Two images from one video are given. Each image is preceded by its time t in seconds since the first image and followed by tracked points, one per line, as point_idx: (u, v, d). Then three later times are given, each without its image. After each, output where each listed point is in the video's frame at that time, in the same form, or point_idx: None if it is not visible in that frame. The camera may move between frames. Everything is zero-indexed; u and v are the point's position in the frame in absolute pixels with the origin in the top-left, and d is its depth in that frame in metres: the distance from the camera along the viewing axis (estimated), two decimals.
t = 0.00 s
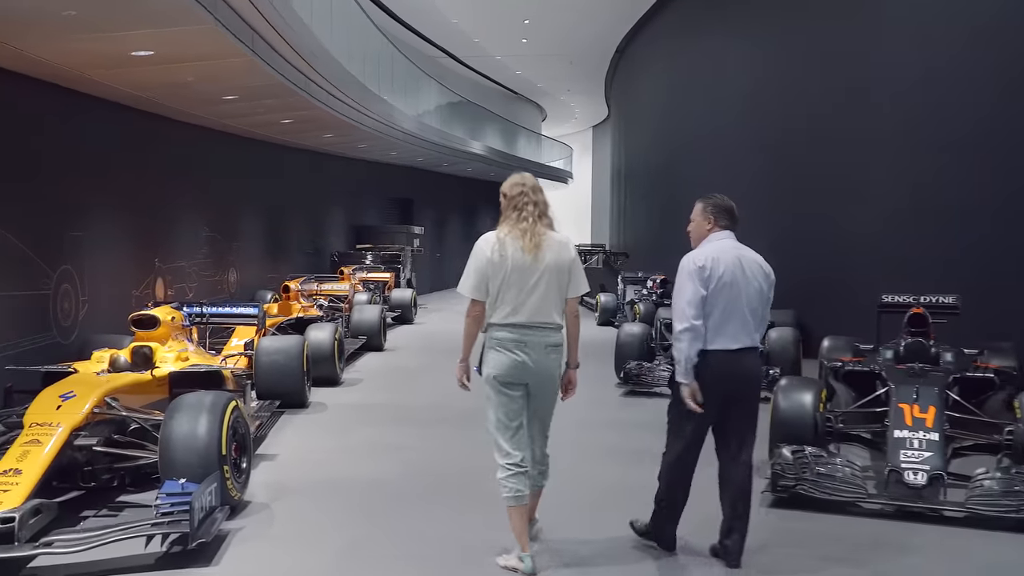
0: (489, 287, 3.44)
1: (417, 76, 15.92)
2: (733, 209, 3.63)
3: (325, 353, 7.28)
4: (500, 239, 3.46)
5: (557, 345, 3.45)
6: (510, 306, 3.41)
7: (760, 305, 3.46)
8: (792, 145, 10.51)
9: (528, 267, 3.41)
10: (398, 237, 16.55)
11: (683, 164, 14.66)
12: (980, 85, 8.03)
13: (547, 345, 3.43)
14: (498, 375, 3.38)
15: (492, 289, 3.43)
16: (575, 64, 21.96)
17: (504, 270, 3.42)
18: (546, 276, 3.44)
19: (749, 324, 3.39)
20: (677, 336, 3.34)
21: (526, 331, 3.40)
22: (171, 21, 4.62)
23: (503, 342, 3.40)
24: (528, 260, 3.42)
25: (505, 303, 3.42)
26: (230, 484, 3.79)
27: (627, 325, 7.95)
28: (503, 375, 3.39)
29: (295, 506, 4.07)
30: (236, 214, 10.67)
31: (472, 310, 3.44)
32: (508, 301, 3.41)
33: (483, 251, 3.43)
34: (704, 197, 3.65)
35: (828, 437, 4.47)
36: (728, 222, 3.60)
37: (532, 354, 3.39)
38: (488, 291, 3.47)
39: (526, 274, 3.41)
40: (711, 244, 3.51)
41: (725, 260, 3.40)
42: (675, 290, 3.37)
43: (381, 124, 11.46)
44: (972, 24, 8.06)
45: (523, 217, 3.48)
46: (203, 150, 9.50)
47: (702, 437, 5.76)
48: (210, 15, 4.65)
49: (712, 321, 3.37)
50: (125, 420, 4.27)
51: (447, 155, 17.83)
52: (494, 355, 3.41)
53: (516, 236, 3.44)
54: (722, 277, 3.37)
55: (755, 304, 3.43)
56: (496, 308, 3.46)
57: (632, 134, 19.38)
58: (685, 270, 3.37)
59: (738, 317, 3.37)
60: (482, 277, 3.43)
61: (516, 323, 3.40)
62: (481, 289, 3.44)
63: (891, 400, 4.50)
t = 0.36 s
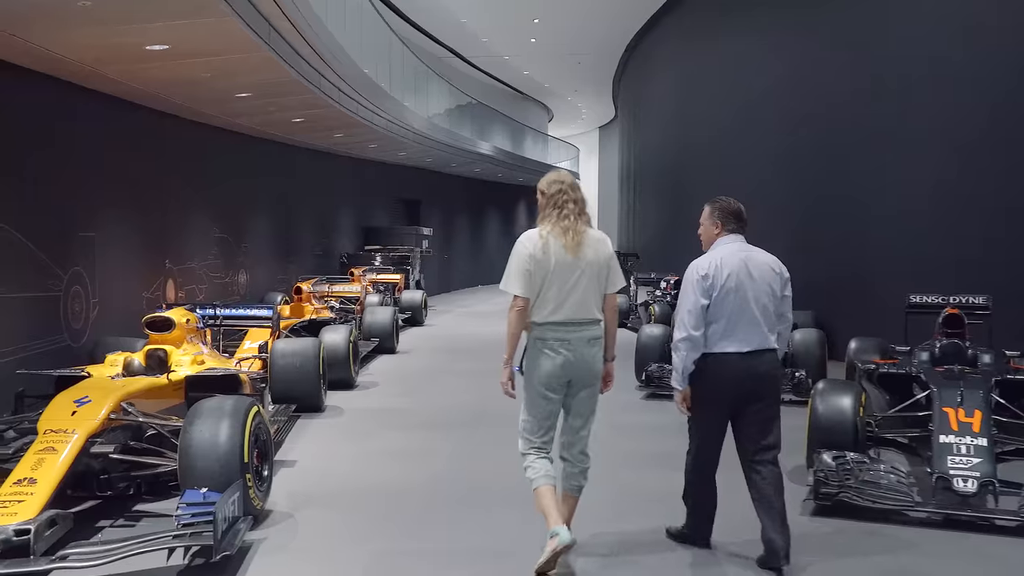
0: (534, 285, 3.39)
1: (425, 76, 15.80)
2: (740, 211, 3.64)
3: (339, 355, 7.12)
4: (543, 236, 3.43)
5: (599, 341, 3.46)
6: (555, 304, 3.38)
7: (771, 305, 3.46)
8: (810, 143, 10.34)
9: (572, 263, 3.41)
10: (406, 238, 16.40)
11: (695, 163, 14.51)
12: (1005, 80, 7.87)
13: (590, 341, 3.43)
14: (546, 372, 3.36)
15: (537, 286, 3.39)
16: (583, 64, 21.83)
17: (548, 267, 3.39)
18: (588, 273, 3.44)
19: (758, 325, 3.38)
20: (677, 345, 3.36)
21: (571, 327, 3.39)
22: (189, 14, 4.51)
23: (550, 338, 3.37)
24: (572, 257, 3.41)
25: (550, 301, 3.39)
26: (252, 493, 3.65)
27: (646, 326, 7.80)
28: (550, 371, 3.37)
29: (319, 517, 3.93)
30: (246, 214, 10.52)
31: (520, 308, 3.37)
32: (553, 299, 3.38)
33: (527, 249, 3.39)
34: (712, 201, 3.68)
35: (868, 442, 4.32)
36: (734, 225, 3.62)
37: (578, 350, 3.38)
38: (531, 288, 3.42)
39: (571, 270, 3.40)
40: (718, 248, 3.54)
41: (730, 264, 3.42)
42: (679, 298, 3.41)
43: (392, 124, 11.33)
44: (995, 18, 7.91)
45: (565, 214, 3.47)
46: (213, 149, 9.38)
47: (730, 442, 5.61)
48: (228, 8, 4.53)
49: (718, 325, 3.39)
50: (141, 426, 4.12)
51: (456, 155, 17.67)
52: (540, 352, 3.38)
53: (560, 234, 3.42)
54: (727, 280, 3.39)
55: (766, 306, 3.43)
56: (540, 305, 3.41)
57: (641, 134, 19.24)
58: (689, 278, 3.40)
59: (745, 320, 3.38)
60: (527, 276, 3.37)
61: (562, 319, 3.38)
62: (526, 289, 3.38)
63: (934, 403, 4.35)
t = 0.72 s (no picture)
0: (573, 286, 3.44)
1: (432, 77, 15.69)
2: (755, 210, 3.72)
3: (353, 360, 6.99)
4: (580, 238, 3.48)
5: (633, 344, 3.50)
6: (591, 305, 3.44)
7: (776, 304, 3.53)
8: (825, 143, 10.22)
9: (608, 265, 3.46)
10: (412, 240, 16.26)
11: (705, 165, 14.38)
12: None
13: (624, 344, 3.47)
14: (580, 372, 3.42)
15: (574, 288, 3.44)
16: (589, 65, 21.70)
17: (586, 269, 3.45)
18: (624, 275, 3.49)
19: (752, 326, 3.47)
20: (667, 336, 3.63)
21: (605, 328, 3.45)
22: (206, 10, 4.39)
23: (585, 340, 3.43)
24: (610, 258, 3.46)
25: (586, 302, 3.45)
26: (275, 506, 3.52)
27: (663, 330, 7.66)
28: (583, 372, 3.43)
29: (344, 530, 3.81)
30: (254, 216, 10.39)
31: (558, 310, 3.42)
32: (589, 301, 3.44)
33: (565, 250, 3.44)
34: (729, 201, 3.79)
35: (909, 452, 4.17)
36: (747, 223, 3.73)
37: (612, 351, 3.43)
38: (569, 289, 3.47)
39: (607, 272, 3.45)
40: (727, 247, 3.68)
41: (728, 263, 3.56)
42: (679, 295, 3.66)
43: (401, 125, 11.21)
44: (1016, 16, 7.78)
45: (602, 216, 3.52)
46: (222, 150, 9.26)
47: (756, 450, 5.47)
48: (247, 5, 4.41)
49: (715, 322, 3.56)
50: (157, 436, 3.99)
51: (462, 156, 17.53)
52: (576, 353, 3.44)
53: (596, 235, 3.48)
54: (722, 279, 3.54)
55: (765, 304, 3.52)
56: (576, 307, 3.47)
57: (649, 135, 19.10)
58: (688, 276, 3.62)
59: (740, 318, 3.50)
60: (566, 277, 3.42)
61: (596, 321, 3.44)
62: (566, 291, 3.42)
63: (976, 412, 4.20)
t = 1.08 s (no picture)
0: (578, 291, 3.48)
1: (434, 76, 15.57)
2: (777, 217, 3.64)
3: (361, 364, 6.87)
4: (586, 244, 3.51)
5: (641, 347, 3.47)
6: (594, 309, 3.48)
7: (799, 310, 3.45)
8: (835, 144, 10.10)
9: (611, 269, 3.45)
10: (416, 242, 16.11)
11: (712, 166, 14.26)
12: None
13: (629, 346, 3.45)
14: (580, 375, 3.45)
15: (578, 293, 3.49)
16: (592, 65, 21.58)
17: (590, 274, 3.47)
18: (630, 278, 3.47)
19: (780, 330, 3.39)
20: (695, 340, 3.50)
21: (607, 331, 3.45)
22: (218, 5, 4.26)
23: (585, 344, 3.46)
24: (613, 263, 3.46)
25: (591, 307, 3.48)
26: (292, 516, 3.39)
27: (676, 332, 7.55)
28: (585, 375, 3.46)
29: (363, 541, 3.71)
30: (258, 218, 10.27)
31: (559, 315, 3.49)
32: (593, 306, 3.48)
33: (570, 255, 3.48)
34: (751, 208, 3.70)
35: (941, 458, 4.06)
36: (769, 230, 3.63)
37: (612, 353, 3.43)
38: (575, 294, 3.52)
39: (610, 276, 3.45)
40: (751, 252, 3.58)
41: (756, 267, 3.45)
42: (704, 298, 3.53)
43: (406, 127, 11.09)
44: None
45: (609, 222, 3.51)
46: (226, 150, 9.13)
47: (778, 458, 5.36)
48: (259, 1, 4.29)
49: (740, 327, 3.46)
50: (169, 444, 3.87)
51: (465, 158, 17.41)
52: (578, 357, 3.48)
53: (602, 240, 3.48)
54: (752, 283, 3.44)
55: (791, 309, 3.43)
56: (582, 312, 3.51)
57: (652, 136, 18.98)
58: (715, 279, 3.50)
59: (768, 322, 3.40)
60: (570, 283, 3.46)
61: (599, 323, 3.46)
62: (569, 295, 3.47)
63: (1011, 416, 4.08)
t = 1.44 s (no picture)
0: (572, 289, 3.68)
1: (434, 76, 15.45)
2: (799, 214, 3.79)
3: (366, 367, 6.76)
4: (583, 242, 3.69)
5: (639, 345, 3.62)
6: (592, 307, 3.63)
7: (822, 306, 3.63)
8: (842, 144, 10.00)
9: (608, 267, 3.63)
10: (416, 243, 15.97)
11: (715, 166, 14.14)
12: None
13: (628, 344, 3.60)
14: (581, 372, 3.60)
15: (576, 291, 3.67)
16: (592, 66, 21.45)
17: (588, 272, 3.65)
18: (627, 275, 3.63)
19: (809, 325, 3.54)
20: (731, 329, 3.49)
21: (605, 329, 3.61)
22: None
23: (585, 342, 3.62)
24: (611, 260, 3.63)
25: (589, 306, 3.64)
26: (304, 525, 3.28)
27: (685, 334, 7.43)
28: (585, 372, 3.61)
29: (378, 551, 3.61)
30: (259, 219, 10.14)
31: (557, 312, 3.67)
32: (592, 304, 3.63)
33: (568, 254, 3.67)
34: (772, 203, 3.83)
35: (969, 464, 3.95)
36: (792, 225, 3.77)
37: (611, 350, 3.58)
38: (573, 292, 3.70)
39: (608, 274, 3.63)
40: (777, 246, 3.71)
41: (792, 262, 3.58)
42: (740, 286, 3.55)
43: (408, 128, 10.97)
44: None
45: (606, 220, 3.70)
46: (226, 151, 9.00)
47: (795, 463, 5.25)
48: None
49: (773, 318, 3.54)
50: (175, 451, 3.76)
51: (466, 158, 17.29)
52: (578, 355, 3.63)
53: (599, 239, 3.66)
54: (789, 277, 3.56)
55: (818, 304, 3.59)
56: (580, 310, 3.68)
57: (653, 136, 18.86)
58: (752, 267, 3.56)
59: (803, 316, 3.54)
60: (567, 280, 3.66)
61: (597, 322, 3.61)
62: (565, 292, 3.66)
63: None
